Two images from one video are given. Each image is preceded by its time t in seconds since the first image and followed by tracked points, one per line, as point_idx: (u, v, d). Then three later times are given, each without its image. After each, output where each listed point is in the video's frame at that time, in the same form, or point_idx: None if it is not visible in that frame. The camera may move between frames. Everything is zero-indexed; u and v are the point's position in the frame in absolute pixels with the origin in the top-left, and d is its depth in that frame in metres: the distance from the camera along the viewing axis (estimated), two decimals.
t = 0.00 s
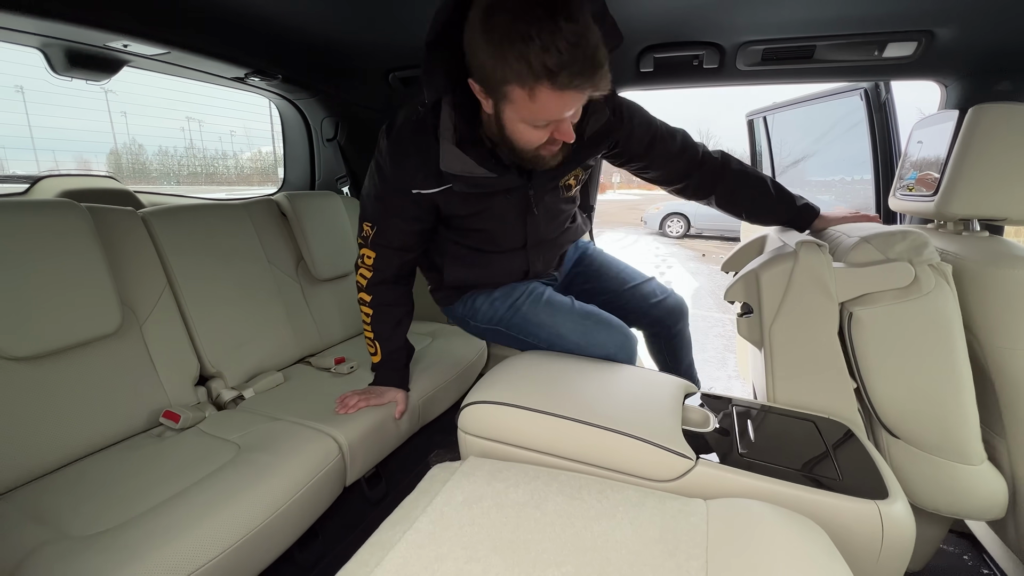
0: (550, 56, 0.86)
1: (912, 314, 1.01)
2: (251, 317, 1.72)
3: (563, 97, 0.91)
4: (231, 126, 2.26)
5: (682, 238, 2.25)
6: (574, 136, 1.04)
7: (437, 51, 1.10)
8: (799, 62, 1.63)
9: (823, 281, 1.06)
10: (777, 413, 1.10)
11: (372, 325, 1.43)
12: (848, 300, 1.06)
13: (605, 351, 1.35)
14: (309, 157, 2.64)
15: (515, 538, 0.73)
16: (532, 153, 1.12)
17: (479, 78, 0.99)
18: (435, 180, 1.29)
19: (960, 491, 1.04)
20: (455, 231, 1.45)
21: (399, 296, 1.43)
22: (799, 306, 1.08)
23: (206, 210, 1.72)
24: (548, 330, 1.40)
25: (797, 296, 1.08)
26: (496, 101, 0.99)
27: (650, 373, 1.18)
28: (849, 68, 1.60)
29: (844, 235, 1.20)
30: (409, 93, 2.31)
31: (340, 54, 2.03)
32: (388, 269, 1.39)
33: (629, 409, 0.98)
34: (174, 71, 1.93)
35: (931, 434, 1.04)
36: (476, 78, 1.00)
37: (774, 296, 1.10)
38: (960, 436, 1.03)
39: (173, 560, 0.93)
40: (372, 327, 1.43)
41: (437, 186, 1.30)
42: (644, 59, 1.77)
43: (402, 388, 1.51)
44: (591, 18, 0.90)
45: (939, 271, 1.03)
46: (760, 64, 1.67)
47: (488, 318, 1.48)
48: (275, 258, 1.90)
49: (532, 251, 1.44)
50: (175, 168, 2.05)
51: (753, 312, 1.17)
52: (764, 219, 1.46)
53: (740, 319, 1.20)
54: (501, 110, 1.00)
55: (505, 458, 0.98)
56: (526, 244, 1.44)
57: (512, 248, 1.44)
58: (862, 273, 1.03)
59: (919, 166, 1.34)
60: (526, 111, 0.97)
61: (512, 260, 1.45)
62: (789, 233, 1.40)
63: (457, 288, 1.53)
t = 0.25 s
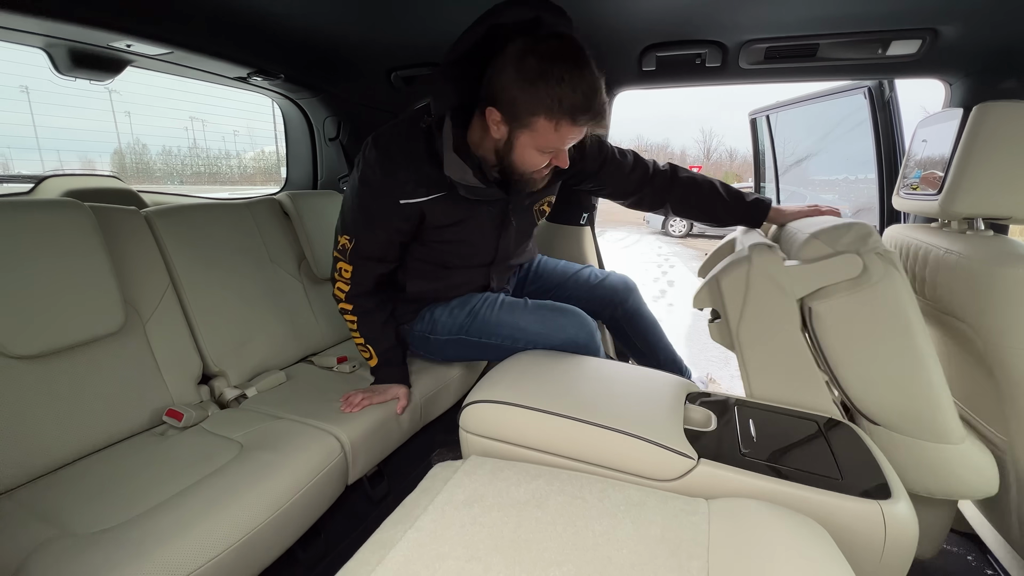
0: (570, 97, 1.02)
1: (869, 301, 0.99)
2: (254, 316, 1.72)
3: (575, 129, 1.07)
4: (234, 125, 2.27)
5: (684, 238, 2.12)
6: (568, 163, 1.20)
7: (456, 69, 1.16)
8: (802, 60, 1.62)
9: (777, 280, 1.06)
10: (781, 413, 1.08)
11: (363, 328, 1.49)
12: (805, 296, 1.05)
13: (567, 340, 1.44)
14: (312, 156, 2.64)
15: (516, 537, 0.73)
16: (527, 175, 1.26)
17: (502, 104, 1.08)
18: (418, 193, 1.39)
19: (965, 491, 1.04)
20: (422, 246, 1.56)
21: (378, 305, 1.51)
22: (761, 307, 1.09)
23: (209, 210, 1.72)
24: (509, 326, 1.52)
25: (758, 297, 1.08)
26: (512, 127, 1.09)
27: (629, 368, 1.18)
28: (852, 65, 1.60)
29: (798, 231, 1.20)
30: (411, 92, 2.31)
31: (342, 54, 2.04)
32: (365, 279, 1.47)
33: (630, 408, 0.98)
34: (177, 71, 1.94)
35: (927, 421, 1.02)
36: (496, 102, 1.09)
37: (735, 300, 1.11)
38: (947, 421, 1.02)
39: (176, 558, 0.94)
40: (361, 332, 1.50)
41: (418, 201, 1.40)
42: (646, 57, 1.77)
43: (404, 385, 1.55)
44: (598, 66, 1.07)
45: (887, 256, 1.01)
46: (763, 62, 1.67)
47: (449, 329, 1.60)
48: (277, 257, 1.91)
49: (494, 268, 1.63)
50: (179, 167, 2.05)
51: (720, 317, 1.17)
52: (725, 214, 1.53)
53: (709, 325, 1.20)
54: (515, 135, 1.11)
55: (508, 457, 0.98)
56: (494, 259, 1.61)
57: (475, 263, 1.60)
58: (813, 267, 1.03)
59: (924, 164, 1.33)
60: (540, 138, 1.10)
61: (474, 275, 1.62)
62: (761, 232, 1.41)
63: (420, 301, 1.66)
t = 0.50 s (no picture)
0: (495, 106, 1.30)
1: (761, 297, 1.02)
2: (256, 315, 1.73)
3: (502, 135, 1.34)
4: (236, 125, 2.27)
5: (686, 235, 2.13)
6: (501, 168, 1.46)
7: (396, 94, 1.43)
8: (805, 59, 1.62)
9: (681, 301, 1.09)
10: (784, 412, 1.09)
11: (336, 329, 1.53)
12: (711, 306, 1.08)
13: (531, 317, 1.47)
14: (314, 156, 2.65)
15: (518, 536, 0.73)
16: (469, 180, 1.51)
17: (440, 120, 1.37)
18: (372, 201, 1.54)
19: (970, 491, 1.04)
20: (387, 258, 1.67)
21: (350, 312, 1.57)
22: (682, 326, 1.12)
23: (211, 209, 1.73)
24: (477, 313, 1.55)
25: (675, 320, 1.11)
26: (449, 136, 1.37)
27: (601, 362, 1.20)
28: (855, 64, 1.60)
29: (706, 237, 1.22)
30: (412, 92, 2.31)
31: (344, 54, 2.04)
32: (330, 288, 1.53)
33: (631, 408, 0.98)
34: (179, 71, 1.94)
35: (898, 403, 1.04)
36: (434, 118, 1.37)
37: (655, 323, 1.15)
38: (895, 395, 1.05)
39: (180, 556, 0.94)
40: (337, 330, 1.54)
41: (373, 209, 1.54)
42: (648, 56, 1.77)
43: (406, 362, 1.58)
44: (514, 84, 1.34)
45: (766, 254, 1.03)
46: (765, 61, 1.67)
47: (426, 328, 1.63)
48: (280, 257, 1.90)
49: (459, 268, 1.72)
50: (182, 167, 2.06)
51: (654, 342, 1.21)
52: (643, 234, 1.70)
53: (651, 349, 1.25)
54: (450, 142, 1.38)
55: (509, 456, 0.98)
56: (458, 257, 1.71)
57: (441, 267, 1.70)
58: (708, 282, 1.06)
59: (928, 163, 1.32)
60: (474, 144, 1.36)
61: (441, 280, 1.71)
62: (693, 249, 1.48)
63: (396, 314, 1.70)
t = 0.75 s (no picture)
0: (483, 84, 1.35)
1: (675, 317, 1.13)
2: (258, 313, 1.73)
3: (488, 113, 1.41)
4: (238, 123, 2.27)
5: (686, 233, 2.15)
6: (484, 148, 1.53)
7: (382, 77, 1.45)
8: (809, 56, 1.61)
9: (614, 336, 1.20)
10: (784, 411, 1.09)
11: (330, 323, 1.49)
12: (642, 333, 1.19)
13: (517, 288, 1.51)
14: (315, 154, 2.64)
15: (519, 533, 0.73)
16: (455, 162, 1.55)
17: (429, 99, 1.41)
18: (366, 185, 1.51)
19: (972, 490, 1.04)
20: (381, 245, 1.65)
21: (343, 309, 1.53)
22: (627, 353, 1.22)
23: (213, 207, 1.73)
24: (461, 284, 1.57)
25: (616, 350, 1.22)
26: (438, 116, 1.41)
27: (556, 351, 1.24)
28: (859, 61, 1.59)
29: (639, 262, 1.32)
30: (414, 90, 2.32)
31: (346, 51, 2.04)
32: (327, 278, 1.49)
33: (633, 406, 0.97)
34: (182, 69, 1.95)
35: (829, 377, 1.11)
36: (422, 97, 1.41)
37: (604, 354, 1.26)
38: (824, 371, 1.11)
39: (181, 552, 0.94)
40: (329, 324, 1.49)
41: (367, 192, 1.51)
42: (650, 53, 1.76)
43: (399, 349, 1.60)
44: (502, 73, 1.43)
45: (669, 278, 1.12)
46: (768, 58, 1.66)
47: (414, 310, 1.63)
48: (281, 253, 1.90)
49: (456, 252, 1.75)
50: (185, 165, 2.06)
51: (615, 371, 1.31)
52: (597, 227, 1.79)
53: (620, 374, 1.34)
54: (440, 123, 1.43)
55: (511, 454, 0.98)
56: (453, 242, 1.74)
57: (434, 253, 1.71)
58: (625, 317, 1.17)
59: (931, 161, 1.32)
60: (461, 122, 1.41)
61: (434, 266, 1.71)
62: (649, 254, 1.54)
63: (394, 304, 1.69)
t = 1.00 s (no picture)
0: (524, 80, 1.38)
1: (621, 343, 1.25)
2: (260, 311, 1.73)
3: (529, 110, 1.42)
4: (240, 122, 2.27)
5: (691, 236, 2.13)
6: (523, 150, 1.53)
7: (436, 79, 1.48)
8: (812, 53, 1.61)
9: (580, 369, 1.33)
10: (786, 410, 1.09)
11: (342, 316, 1.49)
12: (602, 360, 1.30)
13: (528, 286, 1.55)
14: (317, 152, 2.64)
15: (521, 529, 0.73)
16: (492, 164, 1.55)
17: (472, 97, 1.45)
18: (400, 180, 1.53)
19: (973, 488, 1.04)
20: (404, 241, 1.65)
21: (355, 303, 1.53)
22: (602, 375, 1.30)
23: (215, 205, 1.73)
24: (474, 278, 1.61)
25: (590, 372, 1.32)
26: (480, 111, 1.44)
27: (553, 349, 1.24)
28: (862, 59, 1.58)
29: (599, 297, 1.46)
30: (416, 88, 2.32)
31: (347, 49, 2.04)
32: (348, 267, 1.50)
33: (635, 403, 0.97)
34: (183, 68, 1.95)
35: (771, 369, 1.16)
36: (466, 94, 1.45)
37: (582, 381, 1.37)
38: (765, 364, 1.16)
39: (184, 549, 0.94)
40: (341, 317, 1.49)
41: (400, 187, 1.53)
42: (653, 50, 1.76)
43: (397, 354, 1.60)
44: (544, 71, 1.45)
45: (606, 313, 1.26)
46: (771, 56, 1.65)
47: (421, 299, 1.64)
48: (283, 251, 1.91)
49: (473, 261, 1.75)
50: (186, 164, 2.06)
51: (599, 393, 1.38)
52: (629, 247, 1.85)
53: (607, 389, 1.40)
54: (481, 119, 1.45)
55: (513, 452, 0.98)
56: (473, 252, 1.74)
57: (453, 258, 1.71)
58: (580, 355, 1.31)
59: (934, 160, 1.31)
60: (502, 119, 1.43)
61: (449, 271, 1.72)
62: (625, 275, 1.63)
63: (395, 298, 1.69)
